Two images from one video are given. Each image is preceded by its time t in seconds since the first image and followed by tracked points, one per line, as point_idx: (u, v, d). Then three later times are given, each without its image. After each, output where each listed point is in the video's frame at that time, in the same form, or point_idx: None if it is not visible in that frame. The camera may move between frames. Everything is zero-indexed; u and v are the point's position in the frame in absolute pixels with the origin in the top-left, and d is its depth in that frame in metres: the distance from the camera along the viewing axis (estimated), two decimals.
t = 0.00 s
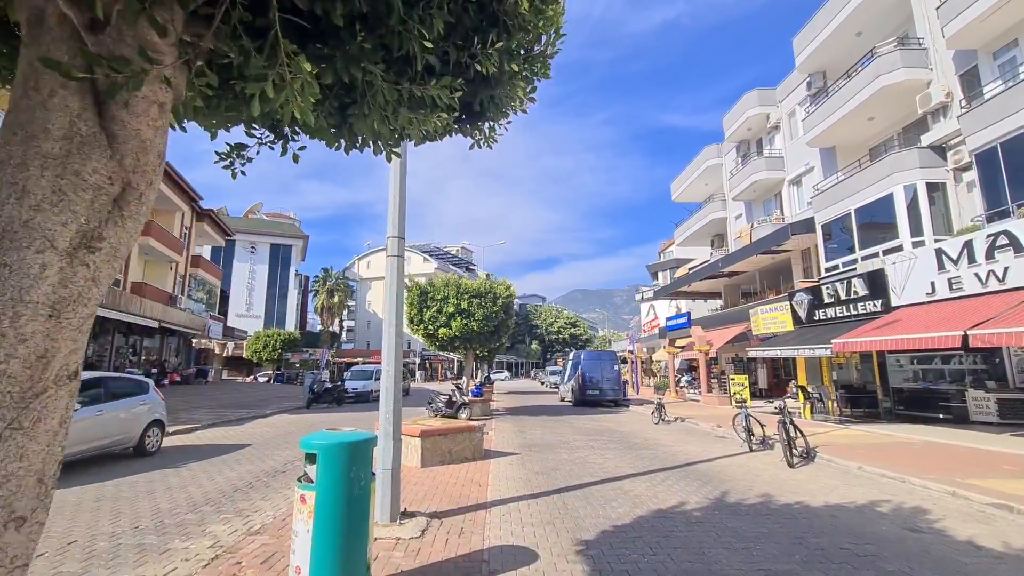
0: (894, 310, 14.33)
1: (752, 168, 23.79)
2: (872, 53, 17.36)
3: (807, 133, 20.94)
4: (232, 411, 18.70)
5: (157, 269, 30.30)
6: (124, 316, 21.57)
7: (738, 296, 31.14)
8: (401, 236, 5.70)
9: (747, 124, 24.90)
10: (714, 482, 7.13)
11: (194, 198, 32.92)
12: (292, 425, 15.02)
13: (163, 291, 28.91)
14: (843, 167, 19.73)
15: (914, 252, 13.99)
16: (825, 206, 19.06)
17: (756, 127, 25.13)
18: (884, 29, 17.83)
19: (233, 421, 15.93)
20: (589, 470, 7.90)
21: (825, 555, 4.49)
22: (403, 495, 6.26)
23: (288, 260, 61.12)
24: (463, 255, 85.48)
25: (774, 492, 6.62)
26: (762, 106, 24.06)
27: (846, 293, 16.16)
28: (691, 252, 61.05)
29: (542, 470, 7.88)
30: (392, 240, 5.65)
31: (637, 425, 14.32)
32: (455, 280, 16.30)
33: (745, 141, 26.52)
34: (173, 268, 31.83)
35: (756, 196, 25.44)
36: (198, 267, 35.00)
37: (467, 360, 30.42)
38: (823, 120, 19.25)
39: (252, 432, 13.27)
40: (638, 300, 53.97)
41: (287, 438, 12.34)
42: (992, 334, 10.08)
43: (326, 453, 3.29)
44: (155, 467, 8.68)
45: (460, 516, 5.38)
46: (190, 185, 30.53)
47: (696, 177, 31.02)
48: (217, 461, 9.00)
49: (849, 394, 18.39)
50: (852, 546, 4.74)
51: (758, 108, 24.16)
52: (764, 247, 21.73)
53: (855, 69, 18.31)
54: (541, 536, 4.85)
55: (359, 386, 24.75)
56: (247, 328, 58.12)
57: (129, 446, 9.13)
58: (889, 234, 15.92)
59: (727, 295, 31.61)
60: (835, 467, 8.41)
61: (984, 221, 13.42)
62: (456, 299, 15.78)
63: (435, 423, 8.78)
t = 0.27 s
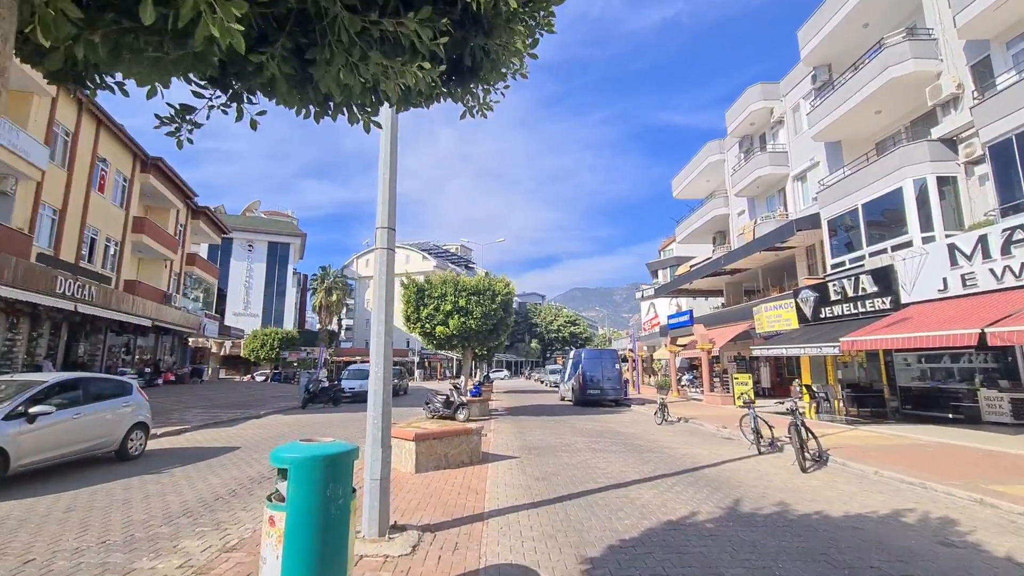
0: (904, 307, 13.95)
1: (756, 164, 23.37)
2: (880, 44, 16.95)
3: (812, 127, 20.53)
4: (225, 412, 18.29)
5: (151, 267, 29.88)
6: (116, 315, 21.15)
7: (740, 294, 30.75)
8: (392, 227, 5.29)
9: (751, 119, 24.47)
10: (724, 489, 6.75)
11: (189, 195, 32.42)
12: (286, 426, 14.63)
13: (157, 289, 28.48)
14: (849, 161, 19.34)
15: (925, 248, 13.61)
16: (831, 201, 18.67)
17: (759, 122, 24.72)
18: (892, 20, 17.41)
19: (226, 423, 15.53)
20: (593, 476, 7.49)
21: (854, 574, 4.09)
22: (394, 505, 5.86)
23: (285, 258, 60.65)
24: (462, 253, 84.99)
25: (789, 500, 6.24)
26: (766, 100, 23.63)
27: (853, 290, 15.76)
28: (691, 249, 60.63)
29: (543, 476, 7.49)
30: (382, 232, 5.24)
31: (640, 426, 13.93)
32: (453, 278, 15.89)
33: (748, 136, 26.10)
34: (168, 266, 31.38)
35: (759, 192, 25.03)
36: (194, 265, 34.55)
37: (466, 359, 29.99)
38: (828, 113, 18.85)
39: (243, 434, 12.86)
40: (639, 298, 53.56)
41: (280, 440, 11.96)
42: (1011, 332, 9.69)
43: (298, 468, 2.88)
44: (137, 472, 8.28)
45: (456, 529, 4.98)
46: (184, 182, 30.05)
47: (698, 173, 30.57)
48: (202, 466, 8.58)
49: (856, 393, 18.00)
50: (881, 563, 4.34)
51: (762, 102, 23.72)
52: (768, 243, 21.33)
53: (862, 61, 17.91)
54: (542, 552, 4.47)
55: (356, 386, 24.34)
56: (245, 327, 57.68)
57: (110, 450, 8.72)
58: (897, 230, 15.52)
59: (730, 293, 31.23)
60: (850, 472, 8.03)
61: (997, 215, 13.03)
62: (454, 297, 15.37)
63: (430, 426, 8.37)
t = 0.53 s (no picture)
0: (915, 301, 13.58)
1: (760, 157, 22.97)
2: (890, 32, 16.53)
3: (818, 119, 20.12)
4: (218, 408, 17.93)
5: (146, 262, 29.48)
6: (109, 310, 20.76)
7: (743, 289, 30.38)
8: (383, 210, 4.91)
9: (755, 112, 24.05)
10: (736, 490, 6.40)
11: (184, 190, 31.96)
12: (280, 423, 14.28)
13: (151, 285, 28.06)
14: (856, 153, 18.94)
15: (937, 240, 13.23)
16: (838, 194, 18.28)
17: (764, 115, 24.30)
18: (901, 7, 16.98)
19: (219, 420, 15.17)
20: (597, 475, 7.13)
21: None
22: (387, 508, 5.49)
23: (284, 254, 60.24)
24: (462, 250, 84.57)
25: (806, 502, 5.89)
26: (771, 92, 23.20)
27: (861, 284, 15.39)
28: (692, 246, 60.22)
29: (545, 476, 7.14)
30: (372, 215, 4.86)
31: (643, 424, 13.57)
32: (451, 272, 15.50)
33: (752, 129, 25.69)
34: (164, 262, 30.97)
35: (763, 186, 24.62)
36: (190, 261, 34.12)
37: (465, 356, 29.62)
38: (835, 104, 18.45)
39: (235, 432, 12.51)
40: (640, 295, 53.21)
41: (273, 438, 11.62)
42: None
43: (266, 474, 2.50)
44: (121, 472, 7.93)
45: (452, 535, 4.62)
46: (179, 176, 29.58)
47: (700, 167, 30.14)
48: (189, 465, 8.22)
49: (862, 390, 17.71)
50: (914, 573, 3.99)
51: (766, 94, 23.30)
52: (773, 237, 20.94)
53: (871, 50, 17.50)
54: (544, 560, 4.12)
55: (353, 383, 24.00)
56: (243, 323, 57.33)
57: (93, 449, 8.38)
58: (907, 223, 15.14)
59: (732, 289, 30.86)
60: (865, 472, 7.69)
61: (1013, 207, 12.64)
62: (452, 291, 14.99)
63: (427, 423, 8.01)
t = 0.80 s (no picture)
0: (928, 298, 13.20)
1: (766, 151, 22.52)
2: (902, 21, 16.08)
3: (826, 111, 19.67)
4: (213, 408, 17.57)
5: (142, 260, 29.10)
6: (103, 308, 20.40)
7: (747, 286, 29.97)
8: (374, 198, 4.51)
9: (761, 105, 23.58)
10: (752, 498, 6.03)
11: (181, 186, 31.51)
12: (276, 424, 13.91)
13: (148, 283, 27.69)
14: (866, 146, 18.51)
15: (952, 235, 12.84)
16: (847, 188, 17.85)
17: (769, 108, 23.84)
18: None
19: (213, 420, 14.80)
20: (605, 482, 6.76)
21: None
22: (379, 520, 5.13)
23: (283, 251, 59.77)
24: (462, 247, 84.21)
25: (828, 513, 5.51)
26: (777, 84, 22.72)
27: (872, 280, 15.00)
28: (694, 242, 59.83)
29: (549, 482, 6.77)
30: (361, 202, 4.46)
31: (648, 425, 13.18)
32: (451, 268, 15.10)
33: (757, 122, 25.23)
34: (160, 259, 30.60)
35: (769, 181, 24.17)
36: (188, 259, 33.70)
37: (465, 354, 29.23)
38: (844, 96, 18.00)
39: (228, 433, 12.15)
40: (641, 292, 52.79)
41: (267, 440, 11.26)
42: None
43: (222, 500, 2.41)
44: (104, 477, 7.57)
45: (450, 553, 4.25)
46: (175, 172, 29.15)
47: (704, 162, 29.68)
48: (176, 470, 7.85)
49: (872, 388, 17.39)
50: None
51: (772, 86, 22.82)
52: (780, 233, 20.51)
53: (882, 40, 17.04)
54: None
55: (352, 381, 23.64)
56: (242, 321, 57.02)
57: (75, 452, 8.01)
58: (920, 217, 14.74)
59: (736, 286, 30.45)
60: (887, 477, 7.32)
61: None
62: (452, 287, 14.59)
63: (425, 426, 7.64)
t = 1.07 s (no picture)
0: (941, 293, 12.84)
1: (771, 144, 22.13)
2: (912, 9, 15.69)
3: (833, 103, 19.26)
4: (207, 407, 17.19)
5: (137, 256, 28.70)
6: (96, 304, 20.02)
7: (750, 282, 29.61)
8: (362, 179, 4.11)
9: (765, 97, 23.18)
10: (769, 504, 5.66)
11: (176, 181, 31.08)
12: (270, 423, 13.53)
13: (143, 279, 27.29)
14: (873, 139, 18.13)
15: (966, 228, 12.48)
16: (854, 181, 17.47)
17: (774, 101, 23.43)
18: None
19: (206, 420, 14.43)
20: (611, 485, 6.41)
21: None
22: (369, 529, 4.76)
23: (281, 248, 59.32)
24: (462, 244, 83.77)
25: (853, 521, 5.14)
26: (781, 76, 22.31)
27: (882, 275, 14.63)
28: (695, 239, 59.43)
29: (553, 486, 6.39)
30: (347, 183, 4.05)
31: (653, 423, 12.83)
32: (449, 263, 14.71)
33: (761, 116, 24.83)
34: (155, 255, 30.20)
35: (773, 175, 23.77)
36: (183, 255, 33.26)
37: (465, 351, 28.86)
38: (852, 87, 17.61)
39: (220, 433, 11.80)
40: (642, 289, 52.42)
41: (260, 440, 10.89)
42: None
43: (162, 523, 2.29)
44: (85, 480, 7.20)
45: (447, 568, 3.89)
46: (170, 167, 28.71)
47: (706, 157, 29.29)
48: (161, 472, 7.48)
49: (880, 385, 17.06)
50: None
51: (777, 79, 22.42)
52: (785, 228, 20.13)
53: (891, 29, 16.64)
54: None
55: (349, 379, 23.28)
56: (240, 318, 56.64)
57: (55, 454, 7.64)
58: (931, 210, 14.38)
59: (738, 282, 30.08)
60: (908, 479, 6.97)
61: None
62: (450, 283, 14.21)
63: (422, 427, 7.27)
